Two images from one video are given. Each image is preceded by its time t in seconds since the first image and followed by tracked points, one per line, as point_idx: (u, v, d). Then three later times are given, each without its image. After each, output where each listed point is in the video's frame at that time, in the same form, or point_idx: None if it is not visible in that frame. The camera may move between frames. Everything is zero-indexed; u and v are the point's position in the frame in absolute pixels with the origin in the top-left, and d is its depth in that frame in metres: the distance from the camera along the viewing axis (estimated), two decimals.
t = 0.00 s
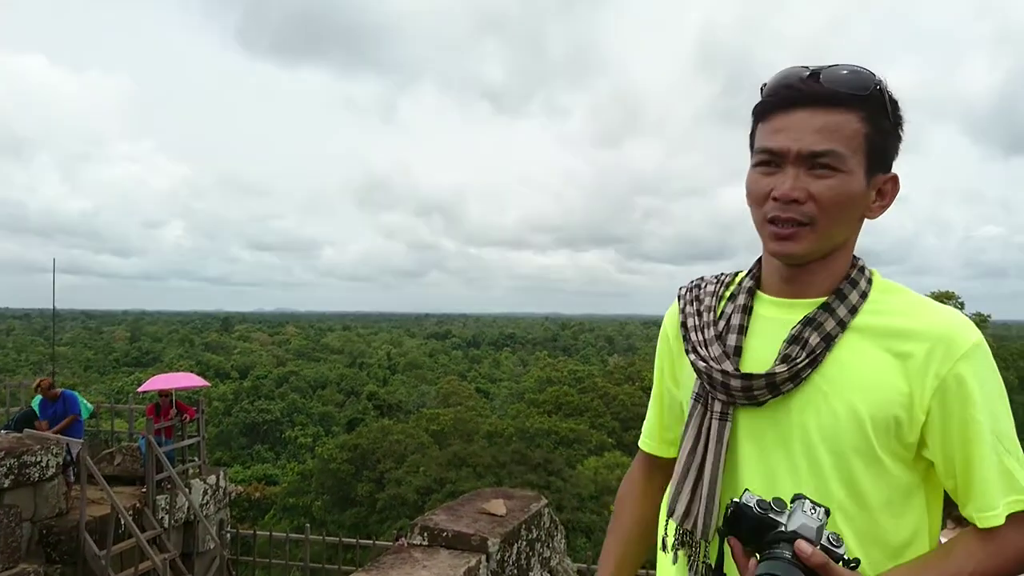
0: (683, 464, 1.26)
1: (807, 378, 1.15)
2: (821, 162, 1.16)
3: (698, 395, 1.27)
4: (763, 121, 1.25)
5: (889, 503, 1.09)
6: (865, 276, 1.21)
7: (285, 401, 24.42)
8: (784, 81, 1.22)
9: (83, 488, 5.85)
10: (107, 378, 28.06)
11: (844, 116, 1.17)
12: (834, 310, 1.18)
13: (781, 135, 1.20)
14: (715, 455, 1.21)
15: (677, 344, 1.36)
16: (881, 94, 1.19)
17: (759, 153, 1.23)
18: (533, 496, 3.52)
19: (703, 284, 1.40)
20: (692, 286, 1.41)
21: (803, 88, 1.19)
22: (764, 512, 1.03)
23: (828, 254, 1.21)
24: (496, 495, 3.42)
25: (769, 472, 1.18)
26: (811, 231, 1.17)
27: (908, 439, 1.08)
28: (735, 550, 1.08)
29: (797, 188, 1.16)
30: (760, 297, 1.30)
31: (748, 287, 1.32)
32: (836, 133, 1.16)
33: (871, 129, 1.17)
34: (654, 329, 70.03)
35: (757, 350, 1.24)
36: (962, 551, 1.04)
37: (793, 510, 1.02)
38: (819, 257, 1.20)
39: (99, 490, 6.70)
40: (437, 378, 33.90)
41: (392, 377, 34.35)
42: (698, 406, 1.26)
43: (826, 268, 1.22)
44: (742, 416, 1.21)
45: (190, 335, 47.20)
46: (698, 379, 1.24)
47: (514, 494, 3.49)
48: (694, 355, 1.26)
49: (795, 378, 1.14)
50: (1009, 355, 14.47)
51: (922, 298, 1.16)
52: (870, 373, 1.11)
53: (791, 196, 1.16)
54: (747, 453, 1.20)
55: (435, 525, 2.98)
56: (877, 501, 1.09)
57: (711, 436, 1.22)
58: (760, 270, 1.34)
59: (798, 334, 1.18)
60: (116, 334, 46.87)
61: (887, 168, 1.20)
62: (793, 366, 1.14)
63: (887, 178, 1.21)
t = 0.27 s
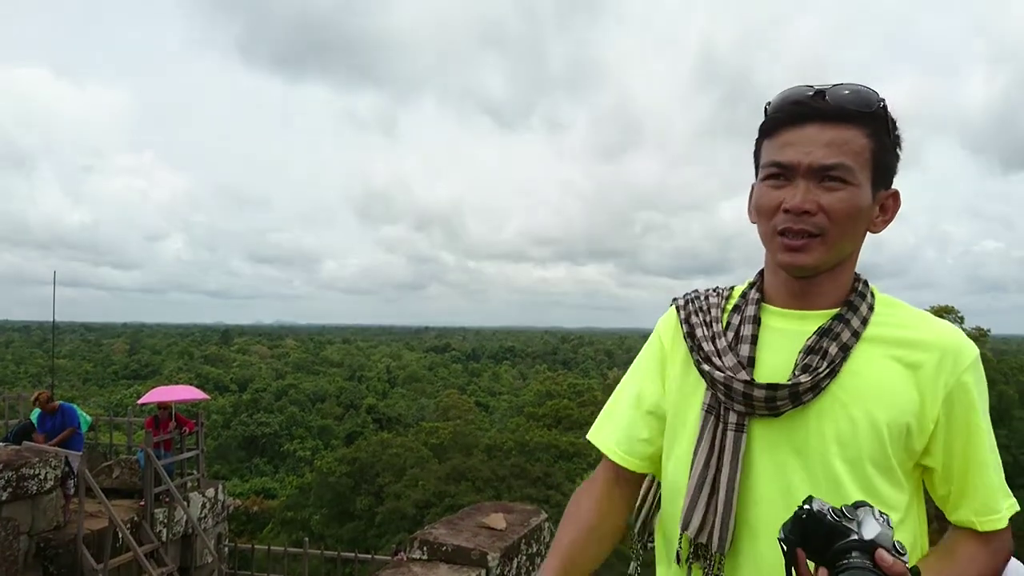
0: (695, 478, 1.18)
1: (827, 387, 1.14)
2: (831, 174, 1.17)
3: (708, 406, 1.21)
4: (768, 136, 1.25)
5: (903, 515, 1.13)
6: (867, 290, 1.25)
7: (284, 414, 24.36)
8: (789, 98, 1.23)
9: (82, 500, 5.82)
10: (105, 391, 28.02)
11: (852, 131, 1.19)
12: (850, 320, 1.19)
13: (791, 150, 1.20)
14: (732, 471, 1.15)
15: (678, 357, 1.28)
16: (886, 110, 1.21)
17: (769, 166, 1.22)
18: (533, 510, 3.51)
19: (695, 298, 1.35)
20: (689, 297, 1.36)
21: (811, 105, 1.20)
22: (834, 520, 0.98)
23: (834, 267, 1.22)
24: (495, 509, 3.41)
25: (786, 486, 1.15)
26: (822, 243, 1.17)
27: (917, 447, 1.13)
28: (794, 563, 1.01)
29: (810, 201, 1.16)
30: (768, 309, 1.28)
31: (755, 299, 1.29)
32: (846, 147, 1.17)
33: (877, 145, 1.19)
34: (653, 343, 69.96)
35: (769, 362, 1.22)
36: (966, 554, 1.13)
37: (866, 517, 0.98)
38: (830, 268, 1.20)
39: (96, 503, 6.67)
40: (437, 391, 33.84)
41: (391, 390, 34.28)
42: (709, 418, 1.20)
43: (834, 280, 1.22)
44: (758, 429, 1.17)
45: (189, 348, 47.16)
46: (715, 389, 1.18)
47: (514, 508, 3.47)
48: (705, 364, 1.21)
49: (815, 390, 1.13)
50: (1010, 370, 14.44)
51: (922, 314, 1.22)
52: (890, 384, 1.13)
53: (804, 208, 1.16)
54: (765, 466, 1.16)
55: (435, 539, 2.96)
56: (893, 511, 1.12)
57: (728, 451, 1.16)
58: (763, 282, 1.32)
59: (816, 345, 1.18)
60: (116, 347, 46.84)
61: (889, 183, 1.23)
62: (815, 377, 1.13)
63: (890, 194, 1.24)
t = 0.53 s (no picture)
0: (701, 479, 1.16)
1: (828, 392, 1.16)
2: (813, 184, 1.19)
3: (711, 408, 1.19)
4: (748, 152, 1.27)
5: (902, 518, 1.16)
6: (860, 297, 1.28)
7: (286, 422, 24.33)
8: (768, 115, 1.24)
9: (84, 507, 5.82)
10: (108, 398, 28.01)
11: (829, 141, 1.20)
12: (848, 326, 1.22)
13: (772, 164, 1.21)
14: (737, 474, 1.14)
15: (681, 356, 1.25)
16: (859, 118, 1.23)
17: (753, 181, 1.24)
18: (535, 518, 3.50)
19: (696, 304, 1.34)
20: (692, 301, 1.35)
21: (788, 118, 1.21)
22: (851, 526, 0.98)
23: (826, 274, 1.24)
24: (497, 517, 3.40)
25: (788, 488, 1.14)
26: (810, 252, 1.19)
27: (912, 449, 1.18)
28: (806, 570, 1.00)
29: (796, 213, 1.18)
30: (766, 317, 1.28)
31: (753, 304, 1.30)
32: (825, 157, 1.19)
33: (854, 153, 1.21)
34: (656, 352, 69.91)
35: (771, 367, 1.23)
36: (952, 554, 1.21)
37: (878, 525, 0.99)
38: (819, 276, 1.22)
39: (98, 510, 6.66)
40: (439, 399, 33.79)
41: (393, 398, 34.24)
42: (714, 422, 1.18)
43: (827, 286, 1.25)
44: (763, 432, 1.16)
45: (192, 355, 47.16)
46: (721, 391, 1.17)
47: (516, 516, 3.46)
48: (708, 369, 1.19)
49: (816, 395, 1.14)
50: (1014, 379, 14.41)
51: (914, 322, 1.27)
52: (887, 389, 1.16)
53: (792, 220, 1.17)
54: (771, 468, 1.16)
55: (437, 547, 2.96)
56: (891, 513, 1.16)
57: (736, 453, 1.15)
58: (757, 289, 1.32)
59: (817, 349, 1.20)
60: (118, 354, 46.84)
61: (872, 189, 1.25)
62: (819, 380, 1.15)
63: (873, 199, 1.26)
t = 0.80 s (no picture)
0: (707, 472, 1.16)
1: (832, 389, 1.16)
2: (798, 183, 1.19)
3: (720, 404, 1.20)
4: (732, 158, 1.28)
5: (901, 515, 1.18)
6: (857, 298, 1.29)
7: (291, 422, 24.38)
8: (748, 122, 1.26)
9: (89, 505, 5.83)
10: (113, 397, 28.08)
11: (808, 141, 1.22)
12: (848, 325, 1.23)
13: (755, 167, 1.22)
14: (745, 468, 1.14)
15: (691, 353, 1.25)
16: (833, 117, 1.24)
17: (738, 186, 1.25)
18: (539, 518, 3.50)
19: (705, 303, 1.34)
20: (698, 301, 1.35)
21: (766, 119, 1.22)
22: (848, 516, 1.00)
23: (820, 272, 1.24)
24: (502, 517, 3.40)
25: (791, 485, 1.14)
26: (803, 251, 1.19)
27: (912, 446, 1.19)
28: (803, 559, 1.02)
29: (784, 211, 1.18)
30: (769, 318, 1.28)
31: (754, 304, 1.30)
32: (806, 155, 1.20)
33: (833, 149, 1.22)
34: (660, 353, 69.82)
35: (778, 365, 1.23)
36: (950, 552, 1.24)
37: (875, 515, 1.00)
38: (811, 276, 1.23)
39: (104, 508, 6.68)
40: (444, 400, 33.79)
41: (398, 398, 34.26)
42: (720, 418, 1.19)
43: (823, 285, 1.25)
44: (769, 430, 1.17)
45: (197, 355, 47.27)
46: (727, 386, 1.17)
47: (521, 516, 3.47)
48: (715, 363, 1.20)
49: (816, 394, 1.14)
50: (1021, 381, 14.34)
51: (910, 321, 1.29)
52: (885, 386, 1.17)
53: (781, 220, 1.18)
54: (777, 466, 1.15)
55: (442, 547, 2.96)
56: (895, 510, 1.16)
57: (742, 449, 1.15)
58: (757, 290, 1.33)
59: (819, 347, 1.20)
60: (123, 353, 46.95)
61: (856, 185, 1.26)
62: (823, 378, 1.15)
63: (859, 195, 1.27)
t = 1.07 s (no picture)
0: (716, 466, 1.15)
1: (838, 387, 1.15)
2: (797, 182, 1.19)
3: (727, 400, 1.19)
4: (732, 162, 1.28)
5: (905, 513, 1.17)
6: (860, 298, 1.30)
7: (299, 419, 24.44)
8: (749, 123, 1.26)
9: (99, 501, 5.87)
10: (122, 394, 28.21)
11: (806, 141, 1.22)
12: (853, 323, 1.23)
13: (755, 168, 1.22)
14: (753, 463, 1.13)
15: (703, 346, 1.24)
16: (830, 117, 1.25)
17: (740, 187, 1.24)
18: (546, 516, 3.51)
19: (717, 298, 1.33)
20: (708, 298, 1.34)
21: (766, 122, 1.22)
22: (850, 509, 0.99)
23: (822, 272, 1.24)
24: (509, 515, 3.41)
25: (797, 481, 1.13)
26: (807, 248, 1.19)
27: (917, 444, 1.20)
28: (805, 550, 1.01)
29: (785, 210, 1.18)
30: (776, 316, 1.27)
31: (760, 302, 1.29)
32: (806, 154, 1.20)
33: (832, 148, 1.22)
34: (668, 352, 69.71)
35: (786, 362, 1.22)
36: (952, 548, 1.25)
37: (878, 509, 1.00)
38: (814, 274, 1.22)
39: (113, 504, 6.71)
40: (451, 397, 33.81)
41: (405, 396, 34.30)
42: (729, 413, 1.17)
43: (827, 284, 1.25)
44: (777, 426, 1.16)
45: (205, 352, 47.44)
46: (737, 379, 1.16)
47: (528, 514, 3.47)
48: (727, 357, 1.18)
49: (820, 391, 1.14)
50: None
51: (912, 322, 1.29)
52: (888, 384, 1.17)
53: (782, 218, 1.17)
54: (787, 462, 1.14)
55: (449, 544, 2.97)
56: (900, 508, 1.16)
57: (751, 444, 1.14)
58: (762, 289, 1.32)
59: (826, 346, 1.20)
60: (132, 350, 47.15)
61: (856, 183, 1.26)
62: (830, 375, 1.14)
63: (858, 195, 1.28)
